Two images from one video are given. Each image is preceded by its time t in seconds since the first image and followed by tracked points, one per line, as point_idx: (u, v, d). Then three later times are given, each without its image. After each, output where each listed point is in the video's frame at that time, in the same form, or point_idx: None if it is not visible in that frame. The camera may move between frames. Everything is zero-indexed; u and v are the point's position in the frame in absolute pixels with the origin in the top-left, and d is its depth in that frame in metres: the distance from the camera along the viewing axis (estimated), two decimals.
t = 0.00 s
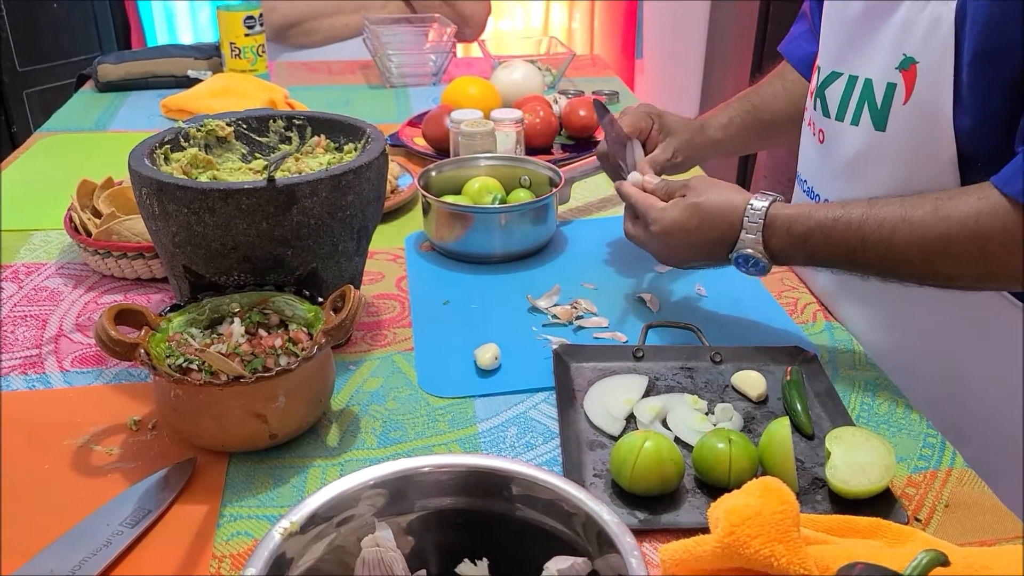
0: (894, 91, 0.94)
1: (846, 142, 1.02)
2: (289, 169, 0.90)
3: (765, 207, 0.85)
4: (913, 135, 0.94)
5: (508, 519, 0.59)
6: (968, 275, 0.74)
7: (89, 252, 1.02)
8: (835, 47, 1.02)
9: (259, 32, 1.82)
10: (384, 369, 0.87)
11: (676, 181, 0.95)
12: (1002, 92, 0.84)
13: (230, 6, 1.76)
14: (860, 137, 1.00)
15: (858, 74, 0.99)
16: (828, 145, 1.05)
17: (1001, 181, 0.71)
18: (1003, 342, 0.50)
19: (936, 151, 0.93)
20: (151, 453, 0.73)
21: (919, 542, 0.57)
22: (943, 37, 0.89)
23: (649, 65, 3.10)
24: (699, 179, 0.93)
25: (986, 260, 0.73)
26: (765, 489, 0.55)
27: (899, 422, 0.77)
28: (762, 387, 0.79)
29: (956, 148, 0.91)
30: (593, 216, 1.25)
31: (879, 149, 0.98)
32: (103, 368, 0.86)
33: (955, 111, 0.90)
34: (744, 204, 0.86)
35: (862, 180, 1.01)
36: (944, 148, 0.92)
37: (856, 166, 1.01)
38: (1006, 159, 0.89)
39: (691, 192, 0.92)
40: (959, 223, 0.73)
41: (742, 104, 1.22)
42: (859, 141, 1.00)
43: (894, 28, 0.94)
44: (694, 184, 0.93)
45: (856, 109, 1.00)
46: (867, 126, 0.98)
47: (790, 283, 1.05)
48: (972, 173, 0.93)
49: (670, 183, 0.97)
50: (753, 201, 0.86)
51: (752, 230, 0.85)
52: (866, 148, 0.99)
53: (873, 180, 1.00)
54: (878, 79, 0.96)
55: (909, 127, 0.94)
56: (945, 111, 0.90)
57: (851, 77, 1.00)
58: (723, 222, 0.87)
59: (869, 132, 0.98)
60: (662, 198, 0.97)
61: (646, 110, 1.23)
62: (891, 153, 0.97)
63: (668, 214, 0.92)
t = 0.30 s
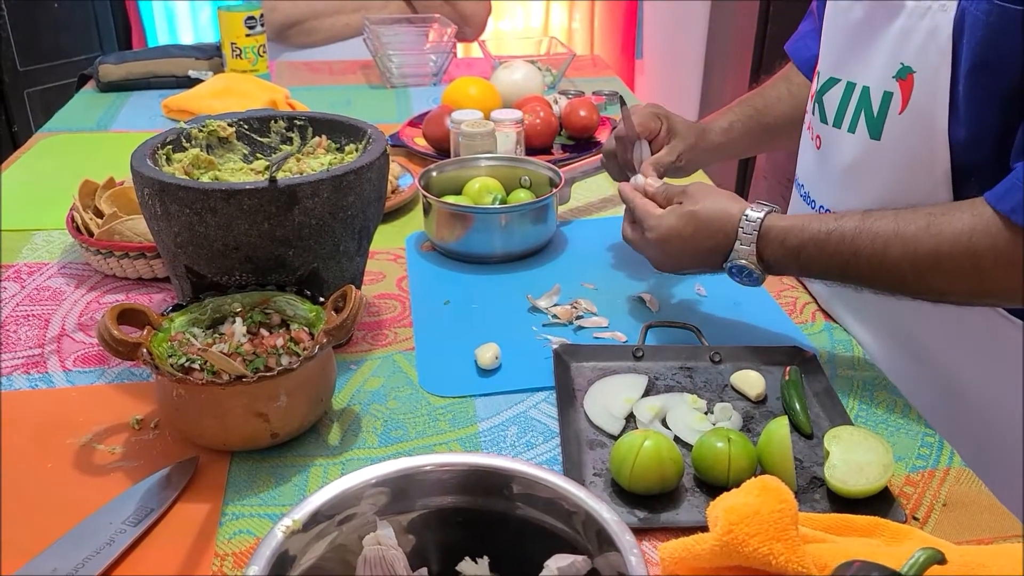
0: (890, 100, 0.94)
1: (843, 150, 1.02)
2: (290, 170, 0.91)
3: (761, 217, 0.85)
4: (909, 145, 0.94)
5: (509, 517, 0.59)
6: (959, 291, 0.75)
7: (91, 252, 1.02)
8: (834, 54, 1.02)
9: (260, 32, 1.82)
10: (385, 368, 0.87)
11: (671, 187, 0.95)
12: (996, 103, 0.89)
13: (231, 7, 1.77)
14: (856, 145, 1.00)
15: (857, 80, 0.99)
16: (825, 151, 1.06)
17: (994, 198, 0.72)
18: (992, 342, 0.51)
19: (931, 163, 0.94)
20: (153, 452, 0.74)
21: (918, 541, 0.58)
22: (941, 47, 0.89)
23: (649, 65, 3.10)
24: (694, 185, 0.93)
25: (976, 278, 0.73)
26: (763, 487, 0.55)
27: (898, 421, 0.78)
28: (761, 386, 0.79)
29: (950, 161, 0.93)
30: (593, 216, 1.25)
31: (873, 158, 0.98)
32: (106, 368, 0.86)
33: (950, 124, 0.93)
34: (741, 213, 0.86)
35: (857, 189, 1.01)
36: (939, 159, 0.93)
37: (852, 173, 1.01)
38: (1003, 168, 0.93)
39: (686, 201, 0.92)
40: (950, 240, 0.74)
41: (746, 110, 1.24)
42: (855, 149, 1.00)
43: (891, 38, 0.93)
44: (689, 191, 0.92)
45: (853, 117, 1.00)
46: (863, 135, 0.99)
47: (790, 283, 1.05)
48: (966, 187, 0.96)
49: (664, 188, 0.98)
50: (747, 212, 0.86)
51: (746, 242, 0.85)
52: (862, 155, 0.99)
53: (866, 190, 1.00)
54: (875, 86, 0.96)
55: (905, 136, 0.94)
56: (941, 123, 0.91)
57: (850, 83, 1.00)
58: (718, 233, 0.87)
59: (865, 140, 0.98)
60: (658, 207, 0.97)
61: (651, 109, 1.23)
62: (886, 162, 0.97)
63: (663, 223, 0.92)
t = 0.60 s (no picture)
0: (888, 103, 0.95)
1: (841, 152, 1.04)
2: (290, 171, 0.91)
3: (757, 226, 0.84)
4: (906, 147, 0.95)
5: (508, 518, 0.59)
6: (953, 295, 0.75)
7: (91, 254, 1.02)
8: (830, 57, 1.03)
9: (260, 33, 1.83)
10: (385, 370, 0.87)
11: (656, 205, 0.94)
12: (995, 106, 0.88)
13: (231, 8, 1.77)
14: (853, 148, 1.01)
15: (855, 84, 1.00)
16: (823, 154, 1.07)
17: (991, 202, 0.74)
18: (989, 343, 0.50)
19: (930, 164, 0.94)
20: (153, 453, 0.74)
21: (917, 542, 0.58)
22: (940, 51, 0.88)
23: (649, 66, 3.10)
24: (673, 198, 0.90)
25: (973, 283, 0.74)
26: (763, 489, 0.55)
27: (897, 422, 0.78)
28: (761, 387, 0.79)
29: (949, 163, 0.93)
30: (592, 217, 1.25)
31: (872, 161, 0.99)
32: (106, 369, 0.86)
33: (950, 127, 0.94)
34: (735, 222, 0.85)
35: (857, 190, 1.02)
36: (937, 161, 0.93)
37: (850, 175, 1.03)
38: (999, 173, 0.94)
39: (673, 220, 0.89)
40: (948, 244, 0.74)
41: (737, 109, 1.22)
42: (852, 151, 1.02)
43: (890, 40, 0.93)
44: (672, 209, 0.89)
45: (851, 120, 1.01)
46: (861, 139, 1.00)
47: (790, 284, 1.05)
48: (964, 189, 0.97)
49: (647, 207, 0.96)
50: (741, 223, 0.84)
51: (745, 256, 0.85)
52: (859, 158, 1.01)
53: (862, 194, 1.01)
54: (873, 90, 0.97)
55: (902, 138, 0.95)
56: (938, 123, 0.92)
57: (848, 86, 1.01)
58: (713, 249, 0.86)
59: (862, 143, 1.00)
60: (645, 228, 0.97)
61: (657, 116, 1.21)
62: (885, 164, 0.97)
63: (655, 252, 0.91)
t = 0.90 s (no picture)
0: (888, 107, 0.96)
1: (840, 157, 1.03)
2: (286, 176, 0.91)
3: (753, 230, 0.84)
4: (907, 150, 0.95)
5: (501, 526, 0.59)
6: (958, 295, 0.75)
7: (88, 258, 1.02)
8: (827, 62, 1.03)
9: (258, 36, 1.83)
10: (380, 375, 0.87)
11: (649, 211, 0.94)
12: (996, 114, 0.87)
13: (229, 10, 1.77)
14: (853, 152, 1.01)
15: (852, 88, 1.00)
16: (820, 158, 1.07)
17: (994, 206, 0.72)
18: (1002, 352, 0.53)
19: (932, 170, 0.94)
20: (148, 459, 0.74)
21: (910, 549, 0.58)
22: (940, 54, 0.89)
23: (648, 66, 3.11)
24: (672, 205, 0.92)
25: (976, 285, 0.74)
26: (756, 496, 0.55)
27: (892, 427, 0.78)
28: (756, 393, 0.79)
29: (951, 167, 0.93)
30: (589, 220, 1.26)
31: (874, 165, 0.99)
32: (102, 374, 0.86)
33: (950, 129, 0.91)
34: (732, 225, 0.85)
35: (854, 194, 1.02)
36: (939, 163, 0.93)
37: (849, 179, 1.02)
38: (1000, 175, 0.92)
39: (670, 220, 0.90)
40: (954, 241, 0.74)
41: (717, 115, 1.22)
42: (852, 155, 1.01)
43: (888, 44, 0.95)
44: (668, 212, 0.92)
45: (850, 123, 1.01)
46: (861, 142, 1.00)
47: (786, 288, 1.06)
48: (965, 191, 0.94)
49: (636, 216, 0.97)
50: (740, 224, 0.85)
51: (741, 255, 0.84)
52: (859, 161, 1.01)
53: (864, 195, 1.01)
54: (872, 94, 0.97)
55: (907, 144, 0.95)
56: (940, 129, 0.91)
57: (845, 90, 1.01)
58: (712, 250, 0.86)
59: (863, 146, 1.00)
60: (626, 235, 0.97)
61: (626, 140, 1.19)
62: (886, 167, 0.98)
63: (652, 245, 0.90)
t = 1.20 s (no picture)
0: (884, 107, 0.95)
1: (837, 157, 1.03)
2: (277, 179, 0.91)
3: (751, 202, 0.83)
4: (902, 149, 0.95)
5: (486, 532, 0.59)
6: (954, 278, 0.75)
7: (79, 261, 1.02)
8: (821, 63, 1.03)
9: (253, 37, 1.82)
10: (371, 379, 0.87)
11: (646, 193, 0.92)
12: (993, 107, 0.84)
13: (224, 12, 1.76)
14: (850, 153, 1.01)
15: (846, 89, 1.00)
16: (817, 160, 1.07)
17: (990, 187, 0.72)
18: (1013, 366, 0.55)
19: (931, 159, 0.92)
20: (137, 463, 0.74)
21: (899, 556, 0.58)
22: (934, 53, 0.88)
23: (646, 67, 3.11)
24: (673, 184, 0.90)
25: (974, 265, 0.73)
26: (744, 503, 0.55)
27: (884, 432, 0.78)
28: (747, 397, 0.79)
29: (948, 162, 0.91)
30: (582, 223, 1.25)
31: (870, 164, 0.99)
32: (91, 378, 0.86)
33: (946, 125, 0.89)
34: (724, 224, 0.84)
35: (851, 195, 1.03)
36: (937, 157, 0.91)
37: (845, 182, 1.03)
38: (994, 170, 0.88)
39: (668, 201, 0.89)
40: (948, 227, 0.74)
41: (704, 122, 1.22)
42: (849, 156, 1.02)
43: (883, 44, 0.95)
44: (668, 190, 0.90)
45: (846, 124, 1.01)
46: (857, 142, 1.00)
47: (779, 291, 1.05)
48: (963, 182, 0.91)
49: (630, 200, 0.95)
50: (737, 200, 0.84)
51: (741, 231, 0.83)
52: (855, 162, 1.01)
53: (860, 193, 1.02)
54: (868, 93, 0.97)
55: (899, 145, 0.95)
56: (936, 124, 0.90)
57: (840, 92, 1.01)
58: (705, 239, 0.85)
59: (859, 147, 1.00)
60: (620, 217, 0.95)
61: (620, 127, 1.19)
62: (883, 168, 0.98)
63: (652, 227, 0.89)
